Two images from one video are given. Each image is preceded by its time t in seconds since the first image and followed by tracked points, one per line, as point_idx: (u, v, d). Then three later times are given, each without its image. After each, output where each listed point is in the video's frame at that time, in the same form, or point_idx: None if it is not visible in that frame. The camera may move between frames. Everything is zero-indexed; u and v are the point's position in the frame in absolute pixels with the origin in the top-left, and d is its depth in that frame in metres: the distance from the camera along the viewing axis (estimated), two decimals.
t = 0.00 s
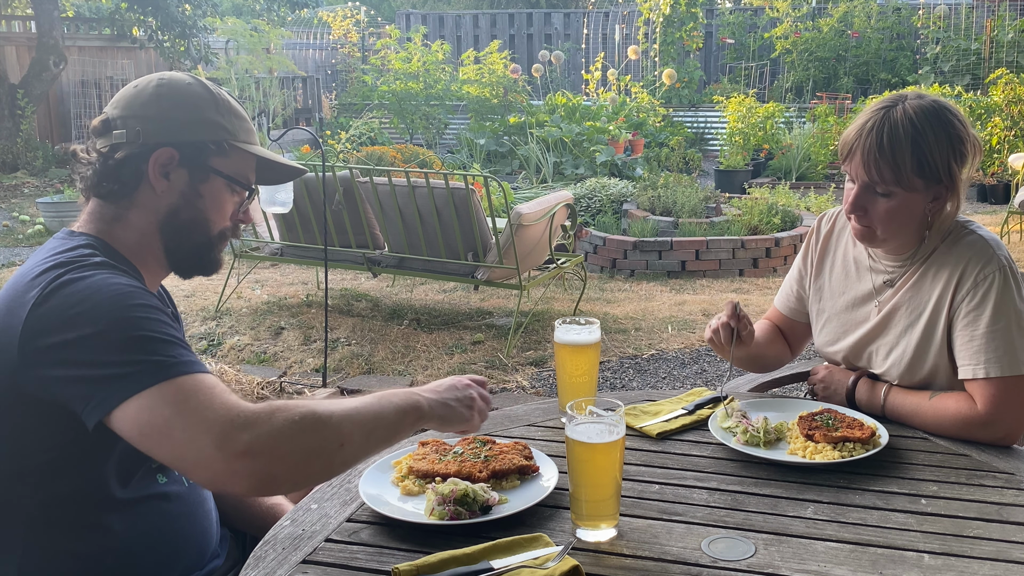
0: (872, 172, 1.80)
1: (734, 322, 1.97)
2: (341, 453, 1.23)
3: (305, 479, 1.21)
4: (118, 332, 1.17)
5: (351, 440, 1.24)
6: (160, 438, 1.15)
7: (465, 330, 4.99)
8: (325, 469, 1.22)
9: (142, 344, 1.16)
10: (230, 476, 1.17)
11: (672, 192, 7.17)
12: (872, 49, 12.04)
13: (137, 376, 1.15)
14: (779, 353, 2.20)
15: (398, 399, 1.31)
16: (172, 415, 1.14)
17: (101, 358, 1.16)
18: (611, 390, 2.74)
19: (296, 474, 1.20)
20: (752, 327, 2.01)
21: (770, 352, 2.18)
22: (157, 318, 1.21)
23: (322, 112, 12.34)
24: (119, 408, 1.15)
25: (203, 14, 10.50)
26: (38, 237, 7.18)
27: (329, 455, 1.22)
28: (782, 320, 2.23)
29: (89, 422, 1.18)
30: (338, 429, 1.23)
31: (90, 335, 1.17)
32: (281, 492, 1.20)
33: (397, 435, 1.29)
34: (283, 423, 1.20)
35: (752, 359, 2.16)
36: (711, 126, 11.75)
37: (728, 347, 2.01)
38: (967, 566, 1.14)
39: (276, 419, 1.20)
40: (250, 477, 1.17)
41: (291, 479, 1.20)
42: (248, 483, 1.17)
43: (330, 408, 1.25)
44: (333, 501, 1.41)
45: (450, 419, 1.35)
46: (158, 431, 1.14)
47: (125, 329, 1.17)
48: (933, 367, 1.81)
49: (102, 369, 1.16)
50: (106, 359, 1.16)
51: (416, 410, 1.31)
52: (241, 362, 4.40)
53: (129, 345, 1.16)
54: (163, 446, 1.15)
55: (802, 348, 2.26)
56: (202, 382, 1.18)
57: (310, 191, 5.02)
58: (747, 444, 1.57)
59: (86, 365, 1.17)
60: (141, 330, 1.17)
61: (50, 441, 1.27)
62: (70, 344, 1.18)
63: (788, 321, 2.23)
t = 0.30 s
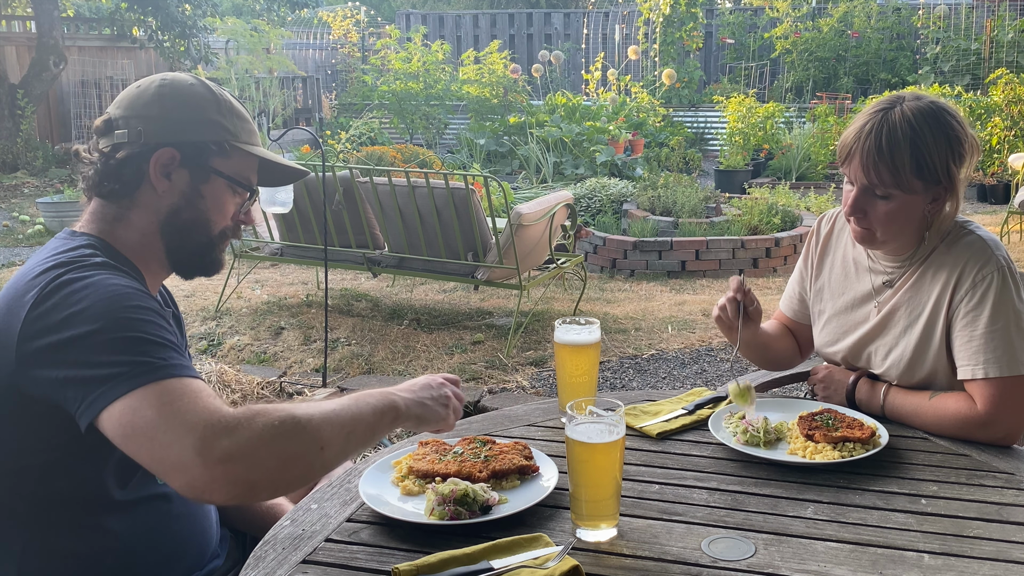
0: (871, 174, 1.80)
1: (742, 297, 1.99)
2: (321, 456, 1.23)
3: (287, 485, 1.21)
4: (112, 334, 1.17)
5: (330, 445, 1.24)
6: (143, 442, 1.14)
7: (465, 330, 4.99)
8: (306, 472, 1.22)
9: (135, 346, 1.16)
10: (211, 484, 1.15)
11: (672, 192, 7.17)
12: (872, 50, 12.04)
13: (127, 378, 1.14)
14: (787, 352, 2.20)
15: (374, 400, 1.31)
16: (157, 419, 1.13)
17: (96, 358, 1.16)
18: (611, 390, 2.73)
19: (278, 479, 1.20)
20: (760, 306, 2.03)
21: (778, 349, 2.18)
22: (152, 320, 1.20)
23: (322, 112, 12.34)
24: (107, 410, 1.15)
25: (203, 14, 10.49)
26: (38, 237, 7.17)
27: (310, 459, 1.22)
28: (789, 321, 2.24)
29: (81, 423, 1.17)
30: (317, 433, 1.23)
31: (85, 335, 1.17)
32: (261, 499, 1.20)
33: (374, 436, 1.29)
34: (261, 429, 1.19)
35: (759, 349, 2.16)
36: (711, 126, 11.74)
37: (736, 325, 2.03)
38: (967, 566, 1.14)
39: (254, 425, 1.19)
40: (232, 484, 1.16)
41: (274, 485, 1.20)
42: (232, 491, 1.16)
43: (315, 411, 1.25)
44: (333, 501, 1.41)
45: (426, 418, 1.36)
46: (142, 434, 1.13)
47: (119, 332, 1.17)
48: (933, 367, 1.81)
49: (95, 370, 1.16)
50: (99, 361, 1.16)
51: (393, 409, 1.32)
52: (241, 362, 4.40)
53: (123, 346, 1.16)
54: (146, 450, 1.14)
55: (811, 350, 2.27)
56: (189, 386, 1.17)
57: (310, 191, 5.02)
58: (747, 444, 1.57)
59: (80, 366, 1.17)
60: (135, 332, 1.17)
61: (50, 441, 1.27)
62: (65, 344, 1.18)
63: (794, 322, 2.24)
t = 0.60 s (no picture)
0: (868, 175, 1.80)
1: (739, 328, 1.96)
2: (354, 444, 1.24)
3: (316, 472, 1.21)
4: (120, 331, 1.17)
5: (363, 433, 1.24)
6: (168, 433, 1.15)
7: (465, 330, 4.99)
8: (338, 460, 1.22)
9: (144, 341, 1.16)
10: (240, 469, 1.17)
11: (672, 192, 7.17)
12: (872, 50, 12.05)
13: (139, 374, 1.15)
14: (784, 355, 2.19)
15: (411, 392, 1.32)
16: (180, 411, 1.15)
17: (104, 355, 1.16)
18: (610, 390, 2.74)
19: (309, 464, 1.21)
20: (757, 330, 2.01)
21: (776, 352, 2.18)
22: (160, 315, 1.21)
23: (322, 112, 12.34)
24: (125, 405, 1.15)
25: (203, 14, 10.50)
26: (38, 237, 7.17)
27: (343, 446, 1.23)
28: (784, 320, 2.24)
29: (92, 420, 1.18)
30: (351, 421, 1.24)
31: (92, 334, 1.17)
32: (292, 484, 1.21)
33: (412, 428, 1.30)
34: (295, 415, 1.21)
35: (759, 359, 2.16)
36: (711, 126, 11.74)
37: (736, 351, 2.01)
38: (967, 565, 1.14)
39: (287, 411, 1.21)
40: (261, 469, 1.18)
41: (302, 473, 1.21)
42: (262, 475, 1.18)
43: (342, 401, 1.26)
44: (333, 501, 1.41)
45: (467, 413, 1.37)
46: (168, 425, 1.15)
47: (127, 327, 1.17)
48: (933, 368, 1.81)
49: (106, 367, 1.16)
50: (108, 358, 1.16)
51: (431, 402, 1.32)
52: (241, 362, 4.40)
53: (131, 343, 1.16)
54: (173, 440, 1.15)
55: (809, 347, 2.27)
56: (207, 376, 1.18)
57: (310, 191, 5.02)
58: (747, 444, 1.57)
59: (89, 364, 1.17)
60: (143, 327, 1.18)
61: (50, 441, 1.27)
62: (74, 342, 1.18)
63: (789, 321, 2.24)
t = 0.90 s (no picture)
0: (871, 178, 1.80)
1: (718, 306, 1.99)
2: (314, 459, 1.21)
3: (279, 487, 1.19)
4: (106, 333, 1.17)
5: (324, 447, 1.21)
6: (133, 443, 1.13)
7: (465, 330, 4.99)
8: (298, 475, 1.20)
9: (128, 345, 1.16)
10: (199, 484, 1.14)
11: (672, 192, 7.17)
12: (872, 49, 12.04)
13: (120, 378, 1.14)
14: (785, 354, 2.20)
15: (371, 402, 1.29)
16: (146, 420, 1.13)
17: (89, 356, 1.16)
18: (610, 390, 2.73)
19: (270, 480, 1.18)
20: (740, 310, 2.03)
21: (777, 351, 2.19)
22: (147, 320, 1.21)
23: (322, 112, 12.34)
24: (99, 410, 1.15)
25: (204, 14, 10.49)
26: (38, 237, 7.17)
27: (303, 462, 1.20)
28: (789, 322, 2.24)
29: (74, 421, 1.17)
30: (311, 435, 1.21)
31: (78, 334, 1.17)
32: (253, 500, 1.18)
33: (371, 439, 1.27)
34: (255, 429, 1.18)
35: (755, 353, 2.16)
36: (711, 126, 11.74)
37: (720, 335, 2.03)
38: (967, 565, 1.14)
39: (247, 424, 1.18)
40: (221, 484, 1.15)
41: (266, 487, 1.18)
42: (219, 491, 1.15)
43: (310, 413, 1.23)
44: (333, 501, 1.41)
45: (425, 422, 1.34)
46: (133, 435, 1.13)
47: (113, 331, 1.17)
48: (933, 368, 1.81)
49: (88, 369, 1.16)
50: (92, 360, 1.16)
51: (390, 413, 1.30)
52: (240, 362, 4.40)
53: (116, 345, 1.16)
54: (137, 450, 1.14)
55: (813, 351, 2.27)
56: (179, 386, 1.17)
57: (310, 191, 5.02)
58: (747, 445, 1.57)
59: (72, 365, 1.17)
60: (129, 331, 1.17)
61: (47, 441, 1.27)
62: (60, 342, 1.18)
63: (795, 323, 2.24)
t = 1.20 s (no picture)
0: (872, 174, 1.80)
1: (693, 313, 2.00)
2: (332, 452, 1.21)
3: (294, 480, 1.19)
4: (111, 332, 1.17)
5: (341, 441, 1.22)
6: (144, 437, 1.13)
7: (465, 330, 4.99)
8: (315, 469, 1.20)
9: (135, 342, 1.16)
10: (214, 477, 1.14)
11: (672, 192, 7.17)
12: (872, 49, 12.03)
13: (127, 375, 1.14)
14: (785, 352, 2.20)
15: (394, 399, 1.29)
16: (157, 415, 1.13)
17: (95, 355, 1.16)
18: (610, 390, 2.73)
19: (286, 472, 1.18)
20: (715, 308, 2.04)
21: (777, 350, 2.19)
22: (153, 317, 1.21)
23: (322, 112, 12.33)
24: (109, 407, 1.15)
25: (203, 14, 10.49)
26: (38, 237, 7.17)
27: (319, 455, 1.20)
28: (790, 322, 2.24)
29: (81, 420, 1.17)
30: (329, 427, 1.21)
31: (83, 334, 1.17)
32: (267, 493, 1.18)
33: (394, 436, 1.27)
34: (271, 421, 1.18)
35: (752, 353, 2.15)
36: (711, 126, 11.74)
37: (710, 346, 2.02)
38: (967, 566, 1.14)
39: (263, 417, 1.18)
40: (236, 476, 1.15)
41: (281, 481, 1.18)
42: (235, 483, 1.15)
43: (323, 406, 1.24)
44: (333, 501, 1.41)
45: (449, 420, 1.34)
46: (145, 429, 1.13)
47: (118, 329, 1.17)
48: (933, 366, 1.81)
49: (94, 367, 1.16)
50: (98, 359, 1.16)
51: (414, 409, 1.30)
52: (240, 362, 4.40)
53: (123, 343, 1.16)
54: (150, 444, 1.13)
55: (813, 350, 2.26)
56: (189, 380, 1.17)
57: (310, 190, 5.02)
58: (747, 445, 1.57)
59: (79, 365, 1.17)
60: (135, 328, 1.17)
61: (49, 440, 1.27)
62: (65, 342, 1.18)
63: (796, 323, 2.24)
